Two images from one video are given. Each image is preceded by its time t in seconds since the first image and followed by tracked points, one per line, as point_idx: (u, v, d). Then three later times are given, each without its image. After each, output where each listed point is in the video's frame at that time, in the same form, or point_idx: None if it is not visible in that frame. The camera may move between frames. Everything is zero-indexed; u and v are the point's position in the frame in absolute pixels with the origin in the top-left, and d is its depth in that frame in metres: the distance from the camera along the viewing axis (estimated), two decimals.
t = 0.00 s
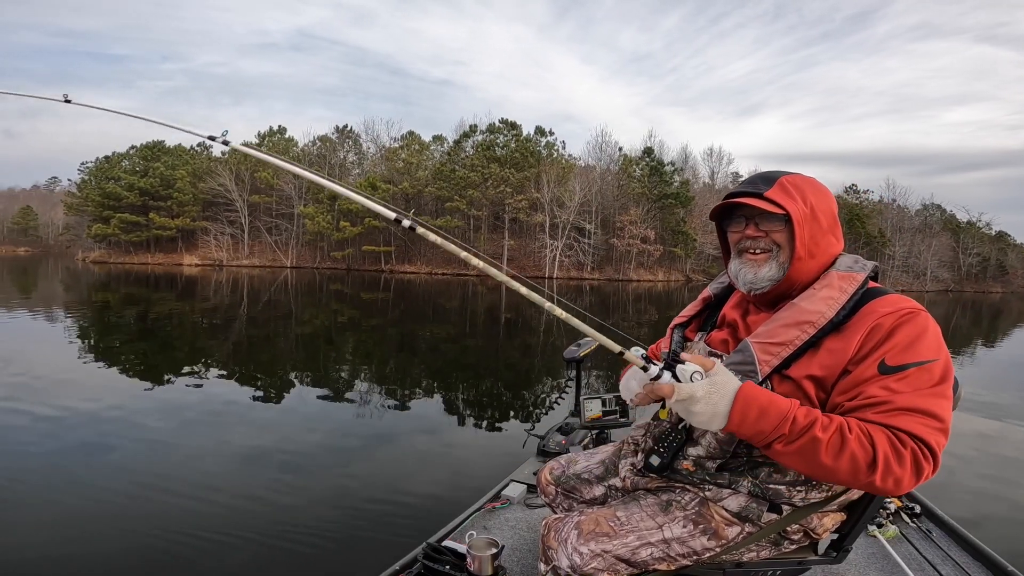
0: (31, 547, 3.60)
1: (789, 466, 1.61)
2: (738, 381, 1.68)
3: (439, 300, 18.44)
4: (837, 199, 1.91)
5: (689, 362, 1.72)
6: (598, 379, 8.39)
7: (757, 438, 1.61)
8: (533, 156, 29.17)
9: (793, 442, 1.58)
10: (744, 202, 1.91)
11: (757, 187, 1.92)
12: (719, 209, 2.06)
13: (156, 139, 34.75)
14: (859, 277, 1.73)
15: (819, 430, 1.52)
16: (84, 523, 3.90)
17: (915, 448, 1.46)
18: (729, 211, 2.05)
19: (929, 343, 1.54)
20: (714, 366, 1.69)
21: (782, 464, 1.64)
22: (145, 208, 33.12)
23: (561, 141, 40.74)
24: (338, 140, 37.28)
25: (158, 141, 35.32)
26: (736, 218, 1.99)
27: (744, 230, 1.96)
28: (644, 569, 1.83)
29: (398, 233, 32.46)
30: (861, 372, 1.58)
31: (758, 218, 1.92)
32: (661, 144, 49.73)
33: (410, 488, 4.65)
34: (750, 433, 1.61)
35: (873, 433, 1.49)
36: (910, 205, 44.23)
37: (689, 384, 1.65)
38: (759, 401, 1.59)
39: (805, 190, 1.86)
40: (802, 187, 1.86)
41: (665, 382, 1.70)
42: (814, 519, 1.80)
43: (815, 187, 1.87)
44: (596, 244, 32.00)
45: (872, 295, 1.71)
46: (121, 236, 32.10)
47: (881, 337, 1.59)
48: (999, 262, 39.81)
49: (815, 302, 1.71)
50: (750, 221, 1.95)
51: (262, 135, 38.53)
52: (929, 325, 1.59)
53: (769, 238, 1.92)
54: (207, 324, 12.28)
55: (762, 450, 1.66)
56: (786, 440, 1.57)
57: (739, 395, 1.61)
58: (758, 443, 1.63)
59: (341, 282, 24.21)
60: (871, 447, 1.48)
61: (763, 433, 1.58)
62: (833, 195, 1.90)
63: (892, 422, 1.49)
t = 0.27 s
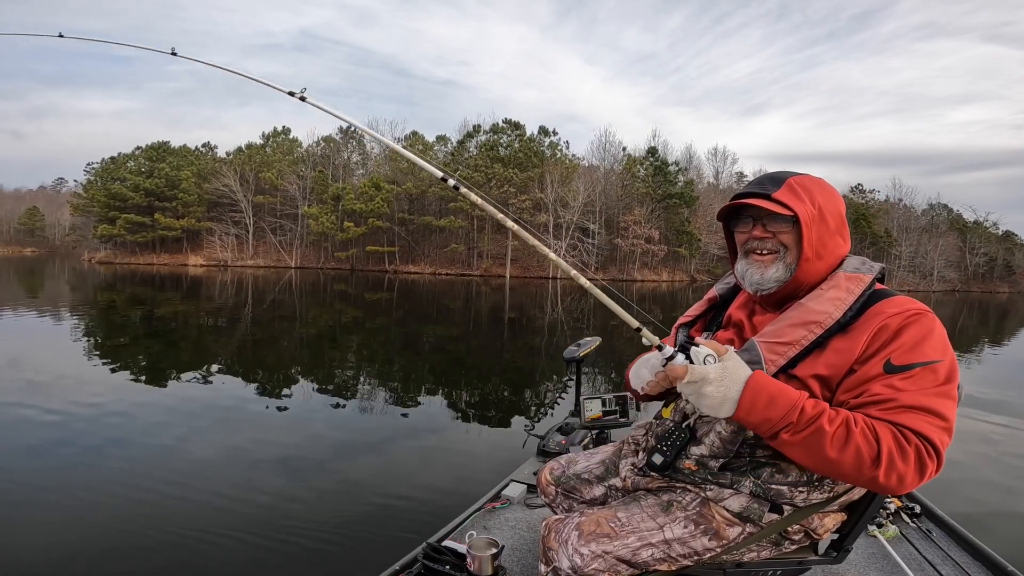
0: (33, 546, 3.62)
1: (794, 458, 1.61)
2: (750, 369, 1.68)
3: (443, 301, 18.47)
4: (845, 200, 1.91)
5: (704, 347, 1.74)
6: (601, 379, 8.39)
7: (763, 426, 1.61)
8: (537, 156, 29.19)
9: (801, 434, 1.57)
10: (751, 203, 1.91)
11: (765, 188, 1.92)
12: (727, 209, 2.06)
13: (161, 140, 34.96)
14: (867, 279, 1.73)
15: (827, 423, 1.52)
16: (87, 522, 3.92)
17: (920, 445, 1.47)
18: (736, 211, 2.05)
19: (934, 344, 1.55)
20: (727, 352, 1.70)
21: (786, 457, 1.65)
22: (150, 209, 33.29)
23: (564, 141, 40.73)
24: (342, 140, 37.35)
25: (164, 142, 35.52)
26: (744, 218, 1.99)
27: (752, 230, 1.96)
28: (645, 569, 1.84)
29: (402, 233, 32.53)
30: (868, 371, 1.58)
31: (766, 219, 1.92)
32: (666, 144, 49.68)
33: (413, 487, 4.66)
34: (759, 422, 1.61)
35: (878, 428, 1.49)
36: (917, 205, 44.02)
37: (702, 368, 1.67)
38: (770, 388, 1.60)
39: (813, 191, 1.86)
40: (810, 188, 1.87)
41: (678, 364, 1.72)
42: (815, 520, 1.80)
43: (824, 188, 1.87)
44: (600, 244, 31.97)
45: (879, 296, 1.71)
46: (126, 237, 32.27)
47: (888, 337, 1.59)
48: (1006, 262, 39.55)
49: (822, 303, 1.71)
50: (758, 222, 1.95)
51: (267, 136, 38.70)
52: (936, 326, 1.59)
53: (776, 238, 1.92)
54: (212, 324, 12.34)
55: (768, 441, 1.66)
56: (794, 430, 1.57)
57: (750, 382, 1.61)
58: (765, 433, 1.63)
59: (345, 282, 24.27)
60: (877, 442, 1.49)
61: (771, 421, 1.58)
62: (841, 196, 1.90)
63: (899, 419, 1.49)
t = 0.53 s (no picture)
0: (36, 546, 3.64)
1: (796, 454, 1.61)
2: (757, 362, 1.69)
3: (447, 301, 18.50)
4: (850, 202, 1.91)
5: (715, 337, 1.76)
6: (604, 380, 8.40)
7: (768, 419, 1.61)
8: (540, 156, 29.23)
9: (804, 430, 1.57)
10: (757, 203, 1.91)
11: (771, 188, 1.92)
12: (731, 210, 2.07)
13: (167, 142, 35.17)
14: (871, 280, 1.73)
15: (830, 419, 1.52)
16: (90, 522, 3.94)
17: (921, 445, 1.47)
18: (741, 211, 2.05)
19: (937, 345, 1.55)
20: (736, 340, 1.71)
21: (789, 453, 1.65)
22: (156, 210, 33.46)
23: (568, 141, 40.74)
24: (346, 141, 37.44)
25: (169, 144, 35.72)
26: (748, 219, 2.00)
27: (756, 230, 1.96)
28: (645, 569, 1.85)
29: (406, 233, 32.60)
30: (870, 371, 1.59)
31: (770, 219, 1.92)
32: (670, 144, 49.60)
33: (415, 487, 4.69)
34: (763, 413, 1.62)
35: (881, 427, 1.50)
36: (923, 204, 43.80)
37: (712, 354, 1.68)
38: (776, 380, 1.60)
39: (818, 193, 1.86)
40: (816, 189, 1.87)
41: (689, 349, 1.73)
42: (814, 520, 1.80)
43: (829, 190, 1.87)
44: (604, 244, 31.94)
45: (883, 297, 1.71)
46: (132, 237, 32.44)
47: (891, 338, 1.59)
48: (1014, 262, 39.28)
49: (826, 303, 1.71)
50: (762, 222, 1.95)
51: (271, 137, 38.86)
52: (939, 328, 1.59)
53: (780, 239, 1.92)
54: (217, 325, 12.41)
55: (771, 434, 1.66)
56: (797, 423, 1.58)
57: (757, 373, 1.62)
58: (768, 426, 1.63)
59: (349, 283, 24.36)
60: (878, 440, 1.49)
61: (774, 413, 1.59)
62: (847, 197, 1.90)
63: (900, 419, 1.50)
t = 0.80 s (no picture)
0: (40, 544, 3.67)
1: (800, 449, 1.61)
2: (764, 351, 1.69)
3: (451, 301, 18.55)
4: (855, 203, 1.91)
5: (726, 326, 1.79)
6: (608, 380, 8.41)
7: (773, 413, 1.61)
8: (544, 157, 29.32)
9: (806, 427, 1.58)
10: (761, 204, 1.91)
11: (776, 189, 1.93)
12: (736, 210, 2.07)
13: (172, 142, 35.35)
14: (875, 281, 1.73)
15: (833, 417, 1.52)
16: (93, 522, 3.96)
17: (921, 442, 1.48)
18: (745, 212, 2.06)
19: (940, 345, 1.56)
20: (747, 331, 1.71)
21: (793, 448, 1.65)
22: (161, 211, 33.65)
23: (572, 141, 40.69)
24: (350, 141, 37.52)
25: (175, 144, 35.94)
26: (753, 219, 2.00)
27: (761, 230, 1.97)
28: (645, 570, 1.86)
29: (410, 233, 32.69)
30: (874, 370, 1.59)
31: (776, 219, 1.93)
32: (674, 144, 49.55)
33: (417, 486, 4.70)
34: (769, 405, 1.62)
35: (883, 426, 1.50)
36: (930, 204, 43.55)
37: (723, 342, 1.69)
38: (782, 374, 1.60)
39: (824, 195, 1.87)
40: (822, 190, 1.87)
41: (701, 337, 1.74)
42: (814, 520, 1.81)
43: (835, 191, 1.87)
44: (608, 244, 31.91)
45: (887, 297, 1.71)
46: (138, 238, 32.64)
47: (894, 338, 1.60)
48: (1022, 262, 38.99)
49: (830, 303, 1.72)
50: (767, 223, 1.95)
51: (276, 138, 39.06)
52: (942, 328, 1.59)
53: (784, 240, 1.93)
54: (223, 325, 12.47)
55: (775, 429, 1.67)
56: (802, 416, 1.58)
57: (765, 365, 1.62)
58: (773, 419, 1.63)
59: (353, 283, 24.47)
60: (881, 438, 1.49)
61: (780, 408, 1.59)
62: (851, 199, 1.91)
63: (901, 417, 1.50)
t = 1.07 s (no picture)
0: (45, 540, 3.70)
1: (799, 446, 1.62)
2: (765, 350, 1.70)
3: (455, 301, 18.58)
4: (856, 205, 1.92)
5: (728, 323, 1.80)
6: (611, 380, 8.41)
7: (770, 413, 1.62)
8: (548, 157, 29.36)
9: (803, 427, 1.58)
10: (761, 204, 1.92)
11: (777, 189, 1.93)
12: (737, 210, 2.07)
13: (178, 143, 35.54)
14: (874, 280, 1.74)
15: (830, 416, 1.53)
16: (97, 519, 3.99)
17: (919, 441, 1.48)
18: (745, 213, 2.06)
19: (939, 345, 1.56)
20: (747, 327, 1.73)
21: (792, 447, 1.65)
22: (167, 211, 33.83)
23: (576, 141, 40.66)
24: (354, 142, 37.58)
25: (180, 144, 36.14)
26: (753, 219, 2.01)
27: (761, 231, 1.98)
28: (644, 569, 1.87)
29: (414, 233, 32.75)
30: (872, 369, 1.60)
31: (777, 220, 1.93)
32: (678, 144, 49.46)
33: (419, 486, 4.72)
34: (768, 402, 1.62)
35: (880, 424, 1.51)
36: (937, 204, 43.29)
37: (723, 338, 1.70)
38: (782, 370, 1.61)
39: (825, 195, 1.87)
40: (823, 191, 1.88)
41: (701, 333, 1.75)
42: (814, 520, 1.82)
43: (837, 191, 1.88)
44: (613, 244, 31.88)
45: (886, 297, 1.72)
46: (144, 238, 32.81)
47: (893, 337, 1.60)
48: None
49: (829, 302, 1.72)
50: (768, 223, 1.96)
51: (281, 138, 39.21)
52: (941, 327, 1.60)
53: (785, 240, 1.94)
54: (228, 325, 12.52)
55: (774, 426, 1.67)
56: (801, 414, 1.58)
57: (763, 366, 1.63)
58: (773, 417, 1.63)
59: (357, 283, 24.55)
60: (878, 436, 1.50)
61: (776, 408, 1.60)
62: (853, 200, 1.91)
63: (899, 416, 1.51)
